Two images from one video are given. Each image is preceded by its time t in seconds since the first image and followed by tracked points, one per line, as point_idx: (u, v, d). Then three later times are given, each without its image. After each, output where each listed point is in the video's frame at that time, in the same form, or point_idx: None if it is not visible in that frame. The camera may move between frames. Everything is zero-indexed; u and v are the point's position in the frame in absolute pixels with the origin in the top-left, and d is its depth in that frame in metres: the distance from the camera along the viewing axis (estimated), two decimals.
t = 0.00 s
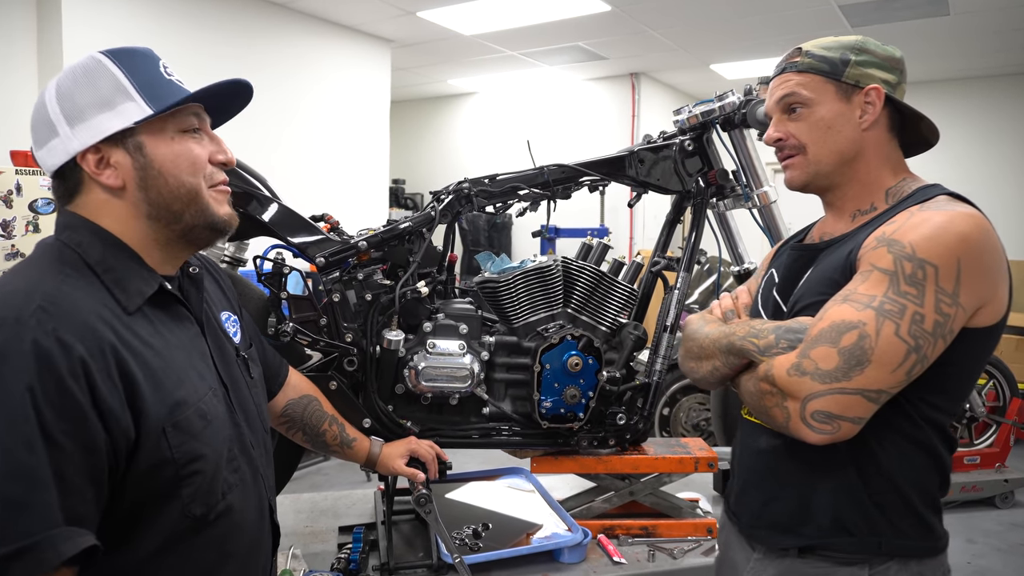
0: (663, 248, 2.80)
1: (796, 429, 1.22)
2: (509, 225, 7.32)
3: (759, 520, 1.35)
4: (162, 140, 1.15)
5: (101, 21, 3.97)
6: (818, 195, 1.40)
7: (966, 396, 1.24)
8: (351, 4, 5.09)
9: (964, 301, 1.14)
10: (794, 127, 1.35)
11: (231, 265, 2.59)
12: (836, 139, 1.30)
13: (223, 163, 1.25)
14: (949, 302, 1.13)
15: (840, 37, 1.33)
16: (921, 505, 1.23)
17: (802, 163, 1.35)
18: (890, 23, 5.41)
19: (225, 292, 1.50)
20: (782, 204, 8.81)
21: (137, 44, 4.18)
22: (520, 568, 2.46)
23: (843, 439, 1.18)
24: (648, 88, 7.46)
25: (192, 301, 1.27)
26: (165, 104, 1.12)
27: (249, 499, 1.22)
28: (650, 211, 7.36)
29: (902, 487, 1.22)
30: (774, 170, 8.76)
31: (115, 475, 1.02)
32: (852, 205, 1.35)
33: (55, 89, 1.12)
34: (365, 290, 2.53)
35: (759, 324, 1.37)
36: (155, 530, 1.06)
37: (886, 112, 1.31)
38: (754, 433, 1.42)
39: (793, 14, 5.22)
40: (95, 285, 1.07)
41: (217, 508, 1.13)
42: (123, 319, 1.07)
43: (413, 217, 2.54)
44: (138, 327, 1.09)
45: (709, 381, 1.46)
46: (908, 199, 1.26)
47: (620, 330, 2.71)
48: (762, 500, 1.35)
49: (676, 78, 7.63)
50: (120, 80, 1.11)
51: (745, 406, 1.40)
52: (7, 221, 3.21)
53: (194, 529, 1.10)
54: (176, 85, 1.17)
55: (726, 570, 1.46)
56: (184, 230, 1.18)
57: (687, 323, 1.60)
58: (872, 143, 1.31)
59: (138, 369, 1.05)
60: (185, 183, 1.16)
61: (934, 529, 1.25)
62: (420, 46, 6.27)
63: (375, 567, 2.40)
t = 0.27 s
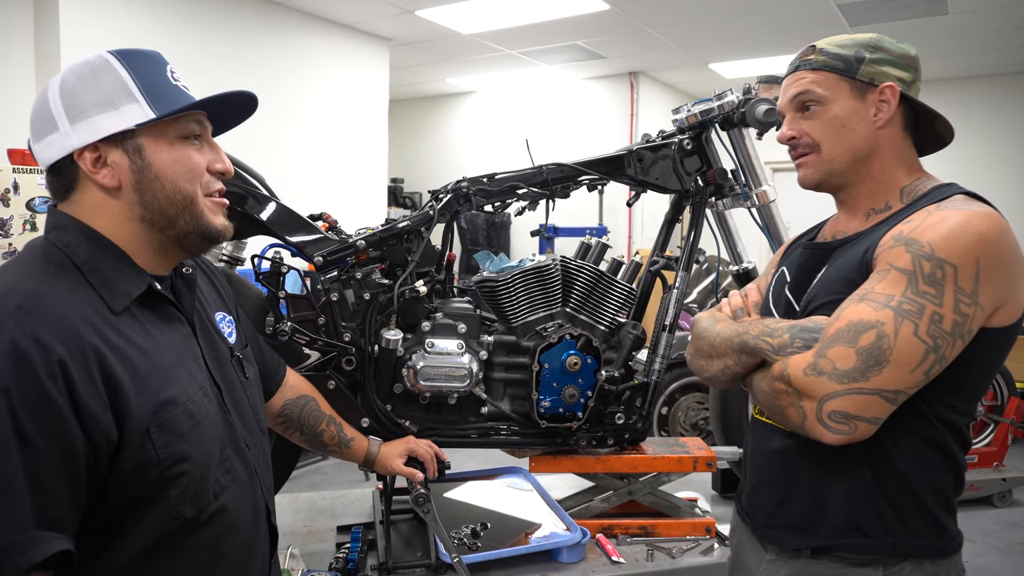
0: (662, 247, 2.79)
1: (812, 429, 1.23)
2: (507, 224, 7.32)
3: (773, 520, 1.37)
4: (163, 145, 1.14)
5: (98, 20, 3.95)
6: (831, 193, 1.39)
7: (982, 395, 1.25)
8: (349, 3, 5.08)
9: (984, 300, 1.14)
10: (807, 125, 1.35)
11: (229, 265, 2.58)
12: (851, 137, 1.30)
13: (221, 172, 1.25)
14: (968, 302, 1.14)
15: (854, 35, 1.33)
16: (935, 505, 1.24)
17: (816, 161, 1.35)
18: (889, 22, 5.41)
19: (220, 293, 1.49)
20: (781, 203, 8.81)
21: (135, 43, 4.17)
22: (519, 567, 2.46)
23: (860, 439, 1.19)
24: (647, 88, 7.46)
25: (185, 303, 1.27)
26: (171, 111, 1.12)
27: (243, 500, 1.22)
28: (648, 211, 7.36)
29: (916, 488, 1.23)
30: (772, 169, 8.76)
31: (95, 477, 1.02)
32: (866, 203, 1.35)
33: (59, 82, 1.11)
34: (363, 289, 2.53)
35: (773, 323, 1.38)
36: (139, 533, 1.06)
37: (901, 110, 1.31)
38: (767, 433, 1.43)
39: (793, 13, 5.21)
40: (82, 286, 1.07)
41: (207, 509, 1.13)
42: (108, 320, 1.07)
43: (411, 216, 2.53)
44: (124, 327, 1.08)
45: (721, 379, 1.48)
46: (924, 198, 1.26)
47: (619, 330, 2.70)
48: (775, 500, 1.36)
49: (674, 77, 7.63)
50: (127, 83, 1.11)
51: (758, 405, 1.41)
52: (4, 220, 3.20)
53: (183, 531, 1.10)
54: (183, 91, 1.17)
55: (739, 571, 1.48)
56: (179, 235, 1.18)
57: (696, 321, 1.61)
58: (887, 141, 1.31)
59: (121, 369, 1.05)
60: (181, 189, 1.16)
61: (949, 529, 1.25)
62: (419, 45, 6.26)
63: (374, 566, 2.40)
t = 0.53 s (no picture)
0: (661, 246, 2.78)
1: (818, 427, 1.23)
2: (506, 224, 7.31)
3: (779, 520, 1.37)
4: (147, 133, 1.14)
5: (96, 19, 3.94)
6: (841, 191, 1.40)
7: (991, 397, 1.25)
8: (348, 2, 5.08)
9: (994, 300, 1.14)
10: (819, 123, 1.35)
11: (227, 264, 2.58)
12: (863, 136, 1.30)
13: (209, 158, 1.24)
14: (978, 302, 1.14)
15: (869, 33, 1.33)
16: (942, 506, 1.24)
17: (827, 159, 1.35)
18: (888, 21, 5.41)
19: (218, 292, 1.49)
20: (780, 202, 8.80)
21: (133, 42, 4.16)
22: (518, 567, 2.46)
23: (864, 438, 1.19)
24: (646, 87, 7.46)
25: (182, 302, 1.26)
26: (149, 98, 1.11)
27: (238, 501, 1.21)
28: (648, 210, 7.35)
29: (923, 488, 1.23)
30: (771, 168, 8.76)
31: (85, 476, 1.02)
32: (876, 203, 1.35)
33: (37, 83, 1.11)
34: (362, 289, 2.52)
35: (779, 320, 1.38)
36: (132, 532, 1.06)
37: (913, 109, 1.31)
38: (773, 433, 1.44)
39: (792, 12, 5.21)
40: (77, 282, 1.06)
41: (200, 510, 1.12)
42: (101, 317, 1.06)
43: (410, 216, 2.52)
44: (118, 325, 1.08)
45: (724, 376, 1.48)
46: (935, 198, 1.26)
47: (618, 329, 2.70)
48: (782, 499, 1.37)
49: (673, 77, 7.62)
50: (103, 74, 1.11)
51: (763, 403, 1.41)
52: (2, 219, 3.19)
53: (177, 531, 1.10)
54: (160, 79, 1.17)
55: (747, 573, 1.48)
56: (170, 225, 1.17)
57: (701, 318, 1.62)
58: (899, 140, 1.31)
59: (113, 367, 1.04)
60: (170, 176, 1.15)
61: (957, 530, 1.25)
62: (418, 44, 6.26)
63: (374, 566, 2.40)
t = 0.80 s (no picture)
0: (660, 246, 2.77)
1: (819, 423, 1.23)
2: (505, 223, 7.31)
3: (781, 517, 1.37)
4: (143, 135, 1.13)
5: (93, 19, 3.93)
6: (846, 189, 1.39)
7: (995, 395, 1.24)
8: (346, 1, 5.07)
9: (997, 297, 1.14)
10: (826, 120, 1.35)
11: (225, 264, 2.58)
12: (869, 133, 1.30)
13: (208, 161, 1.23)
14: (981, 299, 1.13)
15: (877, 30, 1.33)
16: (945, 504, 1.24)
17: (834, 156, 1.35)
18: (887, 19, 5.40)
19: (215, 292, 1.49)
20: (779, 202, 8.80)
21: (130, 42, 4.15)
22: (518, 566, 2.45)
23: (865, 434, 1.19)
24: (645, 86, 7.45)
25: (176, 301, 1.25)
26: (146, 100, 1.11)
27: (234, 500, 1.20)
28: (647, 209, 7.35)
29: (925, 486, 1.23)
30: (770, 167, 8.76)
31: (81, 475, 1.02)
32: (882, 200, 1.35)
33: (35, 81, 1.11)
34: (361, 289, 2.52)
35: (782, 317, 1.39)
36: (127, 531, 1.06)
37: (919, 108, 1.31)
38: (774, 430, 1.43)
39: (791, 10, 5.20)
40: (67, 282, 1.06)
41: (195, 509, 1.12)
42: (94, 316, 1.06)
43: (408, 215, 2.51)
44: (112, 325, 1.08)
45: (727, 372, 1.49)
46: (940, 195, 1.25)
47: (617, 328, 2.70)
48: (784, 496, 1.37)
49: (671, 76, 7.62)
50: (100, 74, 1.10)
51: (766, 400, 1.41)
52: None
53: (172, 530, 1.09)
54: (159, 80, 1.16)
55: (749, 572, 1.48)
56: (164, 228, 1.17)
57: (704, 315, 1.62)
58: (906, 137, 1.31)
59: (106, 366, 1.04)
60: (166, 180, 1.15)
61: (961, 528, 1.25)
62: (416, 44, 6.25)
63: (373, 566, 2.39)
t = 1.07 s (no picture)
0: (660, 244, 2.78)
1: (814, 418, 1.23)
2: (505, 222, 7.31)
3: (777, 514, 1.37)
4: (145, 127, 1.14)
5: (93, 18, 3.93)
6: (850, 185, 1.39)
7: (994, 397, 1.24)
8: None
9: (997, 297, 1.14)
10: (833, 115, 1.35)
11: (225, 262, 2.58)
12: (876, 128, 1.30)
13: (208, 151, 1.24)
14: (981, 299, 1.13)
15: (889, 29, 1.33)
16: (942, 503, 1.24)
17: (839, 151, 1.35)
18: (886, 18, 5.40)
19: (220, 289, 1.49)
20: (778, 200, 8.80)
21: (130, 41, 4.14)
22: (517, 565, 2.45)
23: (862, 431, 1.19)
24: (644, 84, 7.45)
25: (182, 298, 1.25)
26: (145, 89, 1.12)
27: (237, 499, 1.20)
28: (646, 208, 7.35)
29: (922, 485, 1.23)
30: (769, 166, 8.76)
31: (83, 474, 1.01)
32: (885, 198, 1.35)
33: (34, 80, 1.11)
34: (360, 287, 2.53)
35: (782, 312, 1.39)
36: (127, 530, 1.06)
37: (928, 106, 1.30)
38: (773, 426, 1.43)
39: (790, 9, 5.20)
40: (72, 279, 1.06)
41: (197, 508, 1.12)
42: (97, 314, 1.06)
43: (408, 213, 2.51)
44: (114, 322, 1.07)
45: (726, 367, 1.49)
46: (943, 194, 1.25)
47: (617, 327, 2.69)
48: (780, 494, 1.37)
49: (671, 75, 7.62)
50: (98, 67, 1.11)
51: (763, 396, 1.42)
52: None
53: (174, 529, 1.09)
54: (156, 73, 1.17)
55: (747, 571, 1.48)
56: (170, 219, 1.16)
57: (704, 310, 1.63)
58: (912, 136, 1.30)
59: (109, 364, 1.04)
60: (171, 170, 1.15)
61: (957, 528, 1.25)
62: (416, 42, 6.25)
63: (372, 565, 2.39)
